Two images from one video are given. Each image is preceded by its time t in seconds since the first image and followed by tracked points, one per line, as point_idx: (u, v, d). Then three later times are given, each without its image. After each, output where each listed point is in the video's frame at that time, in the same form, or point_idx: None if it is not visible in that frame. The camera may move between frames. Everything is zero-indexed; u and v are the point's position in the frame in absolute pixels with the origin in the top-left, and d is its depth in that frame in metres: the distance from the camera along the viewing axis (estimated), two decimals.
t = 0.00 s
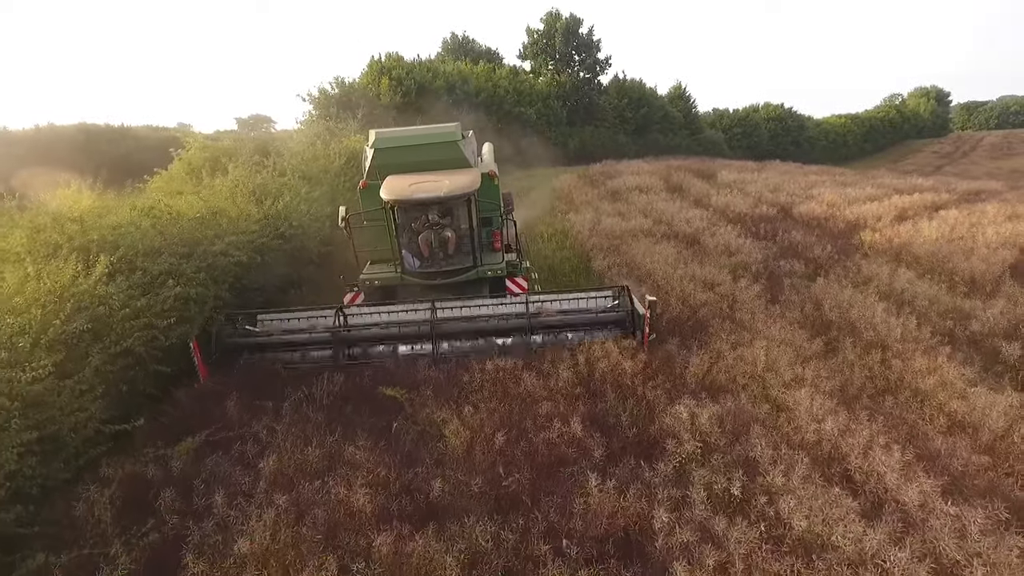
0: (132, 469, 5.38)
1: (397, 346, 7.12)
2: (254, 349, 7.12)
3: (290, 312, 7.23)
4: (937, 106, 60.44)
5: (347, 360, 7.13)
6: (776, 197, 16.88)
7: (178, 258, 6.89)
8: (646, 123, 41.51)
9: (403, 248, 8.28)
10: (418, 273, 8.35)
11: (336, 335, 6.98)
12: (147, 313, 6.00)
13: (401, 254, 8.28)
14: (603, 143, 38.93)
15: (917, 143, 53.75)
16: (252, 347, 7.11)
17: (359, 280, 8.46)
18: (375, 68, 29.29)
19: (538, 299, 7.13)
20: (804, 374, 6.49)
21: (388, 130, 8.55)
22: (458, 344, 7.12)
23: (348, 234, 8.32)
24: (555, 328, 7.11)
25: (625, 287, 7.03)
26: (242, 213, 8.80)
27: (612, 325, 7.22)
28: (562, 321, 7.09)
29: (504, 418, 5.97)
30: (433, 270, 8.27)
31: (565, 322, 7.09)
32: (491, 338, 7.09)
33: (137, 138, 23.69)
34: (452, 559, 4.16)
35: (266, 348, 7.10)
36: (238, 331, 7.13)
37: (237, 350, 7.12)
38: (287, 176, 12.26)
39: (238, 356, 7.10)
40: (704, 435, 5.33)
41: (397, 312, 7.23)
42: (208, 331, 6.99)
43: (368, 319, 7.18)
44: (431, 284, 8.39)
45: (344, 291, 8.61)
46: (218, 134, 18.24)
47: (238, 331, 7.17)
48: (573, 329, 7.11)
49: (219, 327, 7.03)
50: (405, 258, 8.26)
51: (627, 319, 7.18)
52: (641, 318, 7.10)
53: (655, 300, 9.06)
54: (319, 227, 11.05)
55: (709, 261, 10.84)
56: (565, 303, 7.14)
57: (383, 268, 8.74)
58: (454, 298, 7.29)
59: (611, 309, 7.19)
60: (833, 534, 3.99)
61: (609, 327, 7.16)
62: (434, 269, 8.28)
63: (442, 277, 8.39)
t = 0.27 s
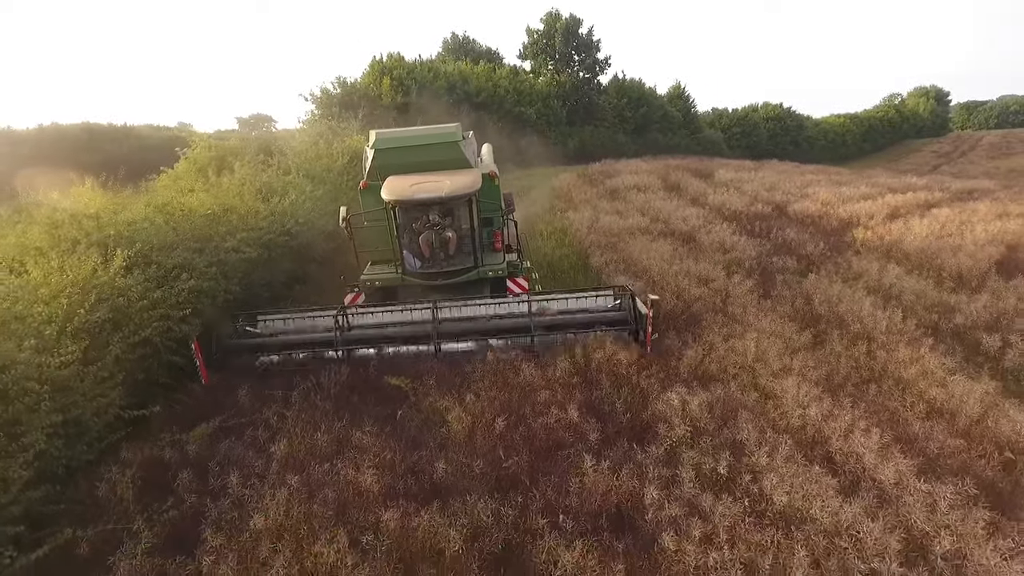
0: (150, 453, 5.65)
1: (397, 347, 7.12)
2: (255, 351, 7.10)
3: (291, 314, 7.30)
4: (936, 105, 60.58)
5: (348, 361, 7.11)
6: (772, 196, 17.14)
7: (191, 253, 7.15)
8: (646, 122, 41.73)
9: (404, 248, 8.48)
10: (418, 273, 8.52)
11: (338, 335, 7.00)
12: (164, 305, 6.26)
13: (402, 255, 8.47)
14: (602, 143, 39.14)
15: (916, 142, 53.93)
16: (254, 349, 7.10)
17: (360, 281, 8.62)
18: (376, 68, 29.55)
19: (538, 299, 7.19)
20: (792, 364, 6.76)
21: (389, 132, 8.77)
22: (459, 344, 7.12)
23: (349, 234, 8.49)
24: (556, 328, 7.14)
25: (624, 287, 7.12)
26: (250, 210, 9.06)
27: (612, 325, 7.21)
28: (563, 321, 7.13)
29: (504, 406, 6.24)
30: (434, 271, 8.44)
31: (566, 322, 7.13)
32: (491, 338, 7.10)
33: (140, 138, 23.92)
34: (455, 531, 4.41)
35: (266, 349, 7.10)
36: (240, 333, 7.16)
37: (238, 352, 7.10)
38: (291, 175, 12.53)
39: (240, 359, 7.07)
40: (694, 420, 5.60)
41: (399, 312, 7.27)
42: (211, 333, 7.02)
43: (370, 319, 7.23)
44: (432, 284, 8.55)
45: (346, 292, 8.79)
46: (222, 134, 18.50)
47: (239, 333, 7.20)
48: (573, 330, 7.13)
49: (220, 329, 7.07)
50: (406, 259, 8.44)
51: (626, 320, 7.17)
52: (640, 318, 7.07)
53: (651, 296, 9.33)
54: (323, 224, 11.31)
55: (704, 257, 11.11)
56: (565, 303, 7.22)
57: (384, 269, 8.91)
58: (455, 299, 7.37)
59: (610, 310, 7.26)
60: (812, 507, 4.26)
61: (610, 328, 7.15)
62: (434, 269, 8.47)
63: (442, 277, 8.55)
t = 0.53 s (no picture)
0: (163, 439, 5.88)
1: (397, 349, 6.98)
2: (252, 353, 6.95)
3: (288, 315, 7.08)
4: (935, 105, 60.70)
5: (347, 363, 6.98)
6: (767, 195, 17.39)
7: (200, 249, 7.37)
8: (645, 122, 41.93)
9: (404, 250, 8.63)
10: (418, 275, 8.67)
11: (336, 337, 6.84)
12: (176, 300, 6.48)
13: (402, 257, 8.62)
14: (601, 143, 39.34)
15: (914, 142, 54.14)
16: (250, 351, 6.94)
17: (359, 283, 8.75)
18: (377, 68, 29.76)
19: (540, 300, 6.98)
20: (780, 355, 7.02)
21: (389, 134, 8.99)
22: (460, 347, 6.97)
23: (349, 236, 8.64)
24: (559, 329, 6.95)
25: (628, 287, 6.91)
26: (256, 207, 9.28)
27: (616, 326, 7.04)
28: (566, 322, 6.93)
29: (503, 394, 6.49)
30: (433, 273, 8.58)
31: (569, 323, 6.93)
32: (492, 340, 6.96)
33: (143, 138, 24.11)
34: (456, 510, 4.63)
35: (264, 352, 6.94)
36: (236, 334, 6.97)
37: (235, 354, 6.93)
38: (295, 174, 12.77)
39: (237, 361, 6.92)
40: (684, 409, 5.85)
41: (397, 313, 7.08)
42: (208, 336, 6.83)
43: (367, 321, 7.04)
44: (432, 286, 8.69)
45: (345, 294, 8.93)
46: (226, 133, 18.73)
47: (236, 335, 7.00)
48: (576, 331, 6.95)
49: (217, 333, 6.86)
50: (406, 260, 8.60)
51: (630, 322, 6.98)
52: (643, 321, 6.89)
53: (646, 292, 9.59)
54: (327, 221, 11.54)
55: (699, 255, 11.36)
56: (568, 304, 6.98)
57: (383, 271, 9.07)
58: (454, 299, 7.17)
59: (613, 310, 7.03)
60: (793, 486, 4.51)
61: (614, 330, 6.95)
62: (434, 270, 8.62)
63: (442, 279, 8.70)
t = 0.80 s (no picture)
0: (175, 426, 6.11)
1: (395, 350, 6.99)
2: (251, 354, 6.96)
3: (287, 316, 7.12)
4: (934, 105, 60.89)
5: (346, 364, 6.97)
6: (763, 193, 17.64)
7: (209, 244, 7.63)
8: (644, 122, 42.18)
9: (403, 251, 8.70)
10: (417, 276, 8.73)
11: (335, 339, 6.86)
12: (188, 292, 6.74)
13: (401, 258, 8.66)
14: (600, 143, 39.57)
15: (912, 141, 54.36)
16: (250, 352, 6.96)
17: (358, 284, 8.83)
18: (378, 68, 29.99)
19: (538, 301, 7.02)
20: (769, 347, 7.27)
21: (388, 135, 9.21)
22: (459, 348, 6.98)
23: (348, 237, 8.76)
24: (556, 330, 7.01)
25: (626, 288, 6.98)
26: (261, 203, 9.52)
27: (612, 327, 7.11)
28: (564, 323, 6.98)
29: (502, 382, 6.74)
30: (432, 273, 8.65)
31: (567, 324, 6.99)
32: (491, 341, 7.00)
33: (146, 138, 24.33)
34: (456, 489, 4.89)
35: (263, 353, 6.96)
36: (235, 335, 7.03)
37: (234, 355, 6.99)
38: (297, 173, 13.03)
39: (236, 362, 6.97)
40: (676, 397, 6.09)
41: (396, 314, 7.07)
42: (206, 338, 6.91)
43: (366, 322, 7.04)
44: (431, 287, 8.76)
45: (344, 294, 8.99)
46: (229, 132, 18.97)
47: (236, 336, 7.07)
48: (574, 332, 7.00)
49: (216, 333, 6.93)
50: (405, 261, 8.65)
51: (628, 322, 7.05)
52: (642, 321, 6.92)
53: (641, 287, 9.85)
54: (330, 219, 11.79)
55: (694, 252, 11.62)
56: (566, 305, 7.04)
57: (382, 272, 9.18)
58: (453, 300, 7.18)
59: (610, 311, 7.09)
60: (775, 466, 4.77)
61: (611, 331, 7.05)
62: (432, 271, 8.69)
63: (441, 280, 8.76)
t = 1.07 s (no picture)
0: (187, 414, 6.36)
1: (394, 350, 6.96)
2: (248, 353, 6.88)
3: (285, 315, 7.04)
4: (932, 104, 61.08)
5: (344, 364, 6.94)
6: (758, 192, 17.90)
7: (216, 241, 7.89)
8: (642, 121, 42.42)
9: (403, 251, 8.94)
10: (416, 275, 8.97)
11: (332, 339, 6.80)
12: (197, 285, 6.99)
13: (402, 258, 8.90)
14: (599, 142, 39.80)
15: (910, 141, 54.59)
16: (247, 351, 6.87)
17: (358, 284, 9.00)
18: (378, 67, 30.17)
19: (538, 302, 6.92)
20: (759, 339, 7.53)
21: (388, 136, 9.43)
22: (457, 349, 6.93)
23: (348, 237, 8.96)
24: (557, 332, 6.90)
25: (627, 289, 6.86)
26: (267, 201, 9.77)
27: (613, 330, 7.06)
28: (565, 325, 6.88)
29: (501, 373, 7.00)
30: (431, 273, 8.88)
31: (567, 326, 6.88)
32: (490, 343, 6.93)
33: (147, 138, 24.53)
34: (457, 471, 5.15)
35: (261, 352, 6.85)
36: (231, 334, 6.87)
37: (231, 355, 6.84)
38: (300, 171, 13.27)
39: (233, 362, 6.85)
40: (667, 386, 6.37)
41: (394, 314, 7.01)
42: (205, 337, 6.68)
43: (364, 322, 6.99)
44: (431, 287, 8.99)
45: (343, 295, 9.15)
46: (232, 132, 19.21)
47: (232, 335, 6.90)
48: (574, 334, 6.90)
49: (215, 331, 6.78)
50: (405, 261, 8.88)
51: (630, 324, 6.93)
52: (642, 323, 6.85)
53: (636, 282, 10.11)
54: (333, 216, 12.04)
55: (688, 248, 11.88)
56: (567, 306, 6.93)
57: (381, 272, 9.37)
58: (453, 301, 7.09)
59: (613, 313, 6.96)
60: (759, 448, 5.04)
61: (612, 333, 6.91)
62: (432, 271, 8.93)
63: (440, 280, 9.00)
